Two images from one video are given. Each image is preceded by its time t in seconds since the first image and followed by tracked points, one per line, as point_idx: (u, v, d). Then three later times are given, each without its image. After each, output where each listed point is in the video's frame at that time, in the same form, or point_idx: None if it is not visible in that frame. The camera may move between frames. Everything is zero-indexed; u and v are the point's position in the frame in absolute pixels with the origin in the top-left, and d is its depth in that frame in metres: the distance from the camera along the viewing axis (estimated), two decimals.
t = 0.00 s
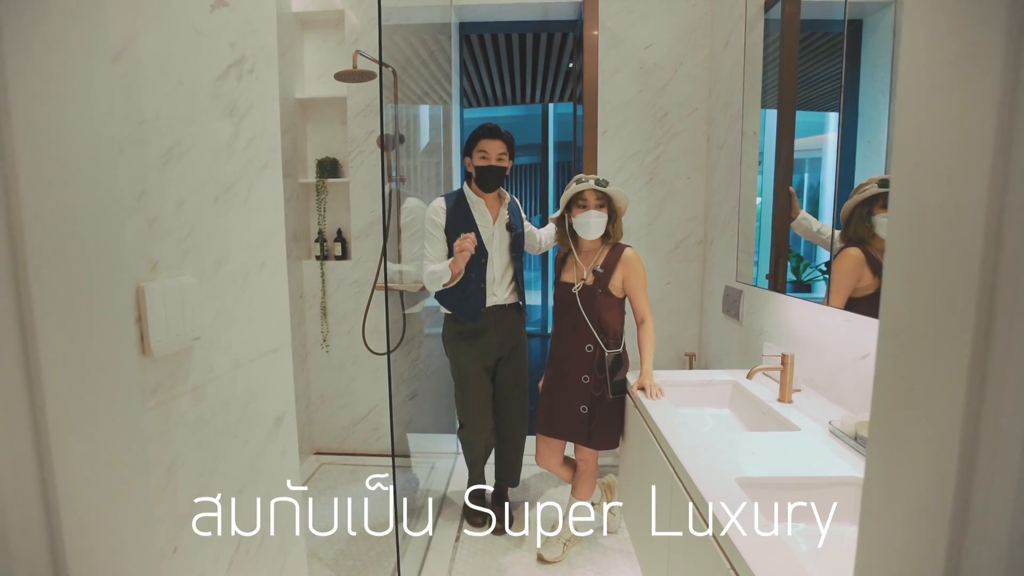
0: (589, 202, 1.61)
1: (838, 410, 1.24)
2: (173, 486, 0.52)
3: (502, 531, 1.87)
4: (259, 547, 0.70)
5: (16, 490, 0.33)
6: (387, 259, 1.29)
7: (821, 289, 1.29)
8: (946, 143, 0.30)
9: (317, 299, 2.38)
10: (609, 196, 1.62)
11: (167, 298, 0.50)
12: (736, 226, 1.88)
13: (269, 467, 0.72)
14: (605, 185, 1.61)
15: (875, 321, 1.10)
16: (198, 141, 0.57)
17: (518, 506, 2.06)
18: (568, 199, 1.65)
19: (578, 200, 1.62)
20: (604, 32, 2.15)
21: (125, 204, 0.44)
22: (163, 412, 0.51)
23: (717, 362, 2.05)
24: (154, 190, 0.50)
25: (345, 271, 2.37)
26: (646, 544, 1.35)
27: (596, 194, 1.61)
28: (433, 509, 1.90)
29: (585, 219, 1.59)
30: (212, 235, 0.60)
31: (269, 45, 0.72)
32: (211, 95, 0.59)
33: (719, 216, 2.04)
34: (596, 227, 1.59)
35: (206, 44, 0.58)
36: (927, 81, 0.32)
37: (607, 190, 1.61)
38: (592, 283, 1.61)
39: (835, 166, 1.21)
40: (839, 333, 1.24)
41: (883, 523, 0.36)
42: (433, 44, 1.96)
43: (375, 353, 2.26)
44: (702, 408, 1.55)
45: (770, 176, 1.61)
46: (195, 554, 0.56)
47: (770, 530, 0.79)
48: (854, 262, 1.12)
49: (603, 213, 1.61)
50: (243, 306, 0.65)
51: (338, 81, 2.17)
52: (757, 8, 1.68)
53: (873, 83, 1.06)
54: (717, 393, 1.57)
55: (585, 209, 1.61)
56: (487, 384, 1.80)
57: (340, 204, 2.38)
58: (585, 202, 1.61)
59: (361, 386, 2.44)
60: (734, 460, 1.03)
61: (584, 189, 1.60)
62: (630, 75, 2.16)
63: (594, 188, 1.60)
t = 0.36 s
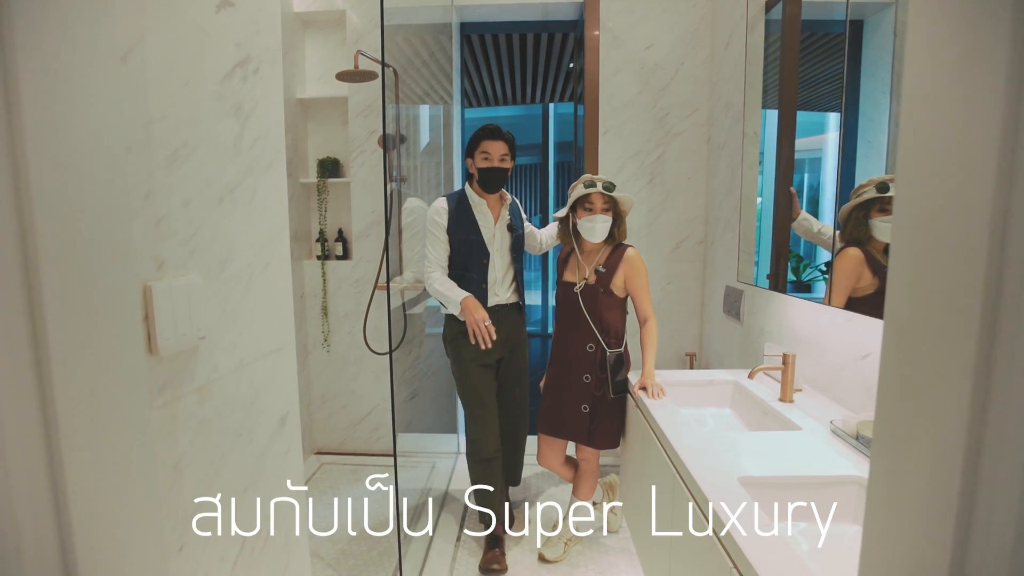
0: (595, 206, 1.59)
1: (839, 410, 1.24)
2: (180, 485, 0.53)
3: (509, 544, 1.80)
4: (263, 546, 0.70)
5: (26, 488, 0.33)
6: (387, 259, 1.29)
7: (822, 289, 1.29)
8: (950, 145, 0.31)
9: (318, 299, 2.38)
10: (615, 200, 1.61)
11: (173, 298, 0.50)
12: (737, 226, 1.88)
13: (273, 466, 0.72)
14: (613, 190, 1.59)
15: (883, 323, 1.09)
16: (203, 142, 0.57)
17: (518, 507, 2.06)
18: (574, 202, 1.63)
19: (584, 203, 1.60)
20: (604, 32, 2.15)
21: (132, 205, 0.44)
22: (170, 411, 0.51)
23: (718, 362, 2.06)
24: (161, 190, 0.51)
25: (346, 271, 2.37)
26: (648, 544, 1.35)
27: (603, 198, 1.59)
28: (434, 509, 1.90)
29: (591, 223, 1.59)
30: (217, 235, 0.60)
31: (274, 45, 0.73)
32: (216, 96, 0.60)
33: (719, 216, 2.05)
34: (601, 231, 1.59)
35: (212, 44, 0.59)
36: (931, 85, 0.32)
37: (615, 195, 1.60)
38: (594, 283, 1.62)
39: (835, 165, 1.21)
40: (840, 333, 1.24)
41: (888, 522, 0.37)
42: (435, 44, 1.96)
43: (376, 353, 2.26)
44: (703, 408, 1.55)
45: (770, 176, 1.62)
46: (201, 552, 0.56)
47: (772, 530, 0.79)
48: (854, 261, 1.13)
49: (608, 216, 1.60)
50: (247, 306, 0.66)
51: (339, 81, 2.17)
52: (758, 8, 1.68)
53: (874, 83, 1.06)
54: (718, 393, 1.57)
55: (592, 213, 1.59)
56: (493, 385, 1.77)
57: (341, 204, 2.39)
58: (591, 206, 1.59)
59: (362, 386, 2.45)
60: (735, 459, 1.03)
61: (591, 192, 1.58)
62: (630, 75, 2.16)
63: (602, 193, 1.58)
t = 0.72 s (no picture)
0: (591, 211, 1.60)
1: (839, 409, 1.24)
2: (186, 481, 0.53)
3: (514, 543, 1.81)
4: (267, 544, 0.70)
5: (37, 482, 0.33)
6: (388, 258, 1.29)
7: (821, 289, 1.30)
8: (948, 144, 0.31)
9: (318, 299, 2.39)
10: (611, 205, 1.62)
11: (180, 295, 0.51)
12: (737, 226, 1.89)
13: (277, 464, 0.73)
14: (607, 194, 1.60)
15: (879, 321, 1.11)
16: (209, 141, 0.58)
17: (519, 506, 2.07)
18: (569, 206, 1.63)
19: (580, 207, 1.61)
20: (605, 33, 2.16)
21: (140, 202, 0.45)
22: (176, 408, 0.52)
23: (718, 361, 2.07)
24: (168, 188, 0.51)
25: (347, 271, 2.37)
26: (649, 542, 1.35)
27: (599, 204, 1.60)
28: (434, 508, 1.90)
29: (587, 226, 1.59)
30: (222, 234, 0.60)
31: (278, 45, 0.73)
32: (221, 96, 0.60)
33: (719, 216, 2.05)
34: (596, 236, 1.60)
35: (217, 44, 0.59)
36: (929, 86, 0.33)
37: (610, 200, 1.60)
38: (587, 282, 1.62)
39: (835, 165, 1.22)
40: (840, 332, 1.24)
41: (888, 518, 0.37)
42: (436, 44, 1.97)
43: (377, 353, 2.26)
44: (704, 407, 1.55)
45: (770, 176, 1.62)
46: (206, 549, 0.57)
47: (773, 527, 0.80)
48: (855, 261, 1.13)
49: (604, 221, 1.61)
50: (252, 305, 0.66)
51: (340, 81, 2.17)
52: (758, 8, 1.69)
53: (874, 83, 1.06)
54: (718, 392, 1.57)
55: (588, 217, 1.60)
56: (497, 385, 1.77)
57: (342, 204, 2.39)
58: (587, 211, 1.59)
59: (363, 386, 2.45)
60: (736, 458, 1.03)
61: (588, 198, 1.58)
62: (631, 75, 2.16)
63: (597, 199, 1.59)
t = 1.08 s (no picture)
0: (583, 212, 1.59)
1: (840, 408, 1.25)
2: (196, 479, 0.54)
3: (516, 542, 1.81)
4: (272, 543, 0.71)
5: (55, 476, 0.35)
6: (390, 258, 1.30)
7: (823, 289, 1.31)
8: (947, 148, 0.32)
9: (320, 299, 2.39)
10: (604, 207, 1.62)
11: (191, 296, 0.51)
12: (738, 226, 1.89)
13: (283, 463, 0.74)
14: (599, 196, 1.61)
15: (877, 321, 1.12)
16: (217, 143, 0.58)
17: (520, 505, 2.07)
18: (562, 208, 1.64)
19: (572, 209, 1.61)
20: (606, 34, 2.16)
21: (153, 204, 0.46)
22: (187, 407, 0.53)
23: (719, 361, 2.07)
24: (179, 191, 0.52)
25: (349, 271, 2.38)
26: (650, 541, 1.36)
27: (591, 205, 1.60)
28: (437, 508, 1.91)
29: (579, 228, 1.60)
30: (230, 235, 0.61)
31: (284, 48, 0.74)
32: (229, 98, 0.61)
33: (720, 216, 2.06)
34: (587, 237, 1.61)
35: (225, 47, 0.60)
36: (928, 90, 0.33)
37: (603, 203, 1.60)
38: (577, 282, 1.63)
39: (835, 167, 1.23)
40: (841, 332, 1.25)
41: (888, 514, 0.38)
42: (437, 45, 1.98)
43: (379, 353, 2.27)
44: (704, 407, 1.56)
45: (770, 176, 1.63)
46: (215, 546, 0.58)
47: (773, 525, 0.81)
48: (872, 262, 1.07)
49: (596, 222, 1.61)
50: (259, 305, 0.67)
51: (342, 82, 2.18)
52: (759, 9, 1.70)
53: (874, 84, 1.07)
54: (719, 392, 1.58)
55: (580, 219, 1.60)
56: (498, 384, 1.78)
57: (344, 204, 2.40)
58: (579, 211, 1.60)
59: (364, 386, 2.46)
60: (737, 457, 1.04)
61: (581, 199, 1.58)
62: (632, 76, 2.17)
63: (590, 201, 1.59)
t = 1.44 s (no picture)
0: (578, 215, 1.60)
1: (839, 408, 1.26)
2: (203, 476, 0.55)
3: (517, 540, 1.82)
4: (277, 540, 0.72)
5: (69, 470, 0.36)
6: (393, 257, 1.31)
7: (823, 289, 1.31)
8: (944, 151, 0.32)
9: (322, 299, 2.40)
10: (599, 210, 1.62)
11: (198, 296, 0.52)
12: (738, 226, 1.90)
13: (287, 462, 0.74)
14: (594, 198, 1.61)
15: (877, 321, 1.13)
16: (224, 144, 0.59)
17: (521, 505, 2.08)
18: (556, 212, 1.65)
19: (567, 212, 1.62)
20: (606, 34, 2.17)
21: (163, 205, 0.47)
22: (194, 405, 0.53)
23: (719, 361, 2.08)
24: (187, 191, 0.53)
25: (350, 271, 2.38)
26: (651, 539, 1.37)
27: (585, 207, 1.60)
28: (438, 508, 1.91)
29: (573, 230, 1.61)
30: (237, 235, 0.62)
31: (289, 50, 0.74)
32: (236, 99, 0.61)
33: (721, 217, 2.07)
34: (582, 239, 1.61)
35: (232, 49, 0.60)
36: (928, 93, 0.34)
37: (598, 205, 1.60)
38: (576, 283, 1.64)
39: (835, 166, 1.23)
40: (840, 331, 1.26)
41: (887, 510, 0.38)
42: (438, 46, 1.98)
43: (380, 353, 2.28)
44: (704, 406, 1.57)
45: (770, 176, 1.64)
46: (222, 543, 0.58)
47: (773, 522, 0.81)
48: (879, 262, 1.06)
49: (591, 224, 1.62)
50: (264, 305, 0.67)
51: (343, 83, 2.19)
52: (759, 10, 1.70)
53: (874, 85, 1.08)
54: (719, 391, 1.58)
55: (574, 221, 1.61)
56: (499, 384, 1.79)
57: (345, 205, 2.41)
58: (573, 214, 1.60)
59: (366, 386, 2.46)
60: (737, 455, 1.05)
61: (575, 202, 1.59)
62: (633, 76, 2.18)
63: (584, 203, 1.59)
